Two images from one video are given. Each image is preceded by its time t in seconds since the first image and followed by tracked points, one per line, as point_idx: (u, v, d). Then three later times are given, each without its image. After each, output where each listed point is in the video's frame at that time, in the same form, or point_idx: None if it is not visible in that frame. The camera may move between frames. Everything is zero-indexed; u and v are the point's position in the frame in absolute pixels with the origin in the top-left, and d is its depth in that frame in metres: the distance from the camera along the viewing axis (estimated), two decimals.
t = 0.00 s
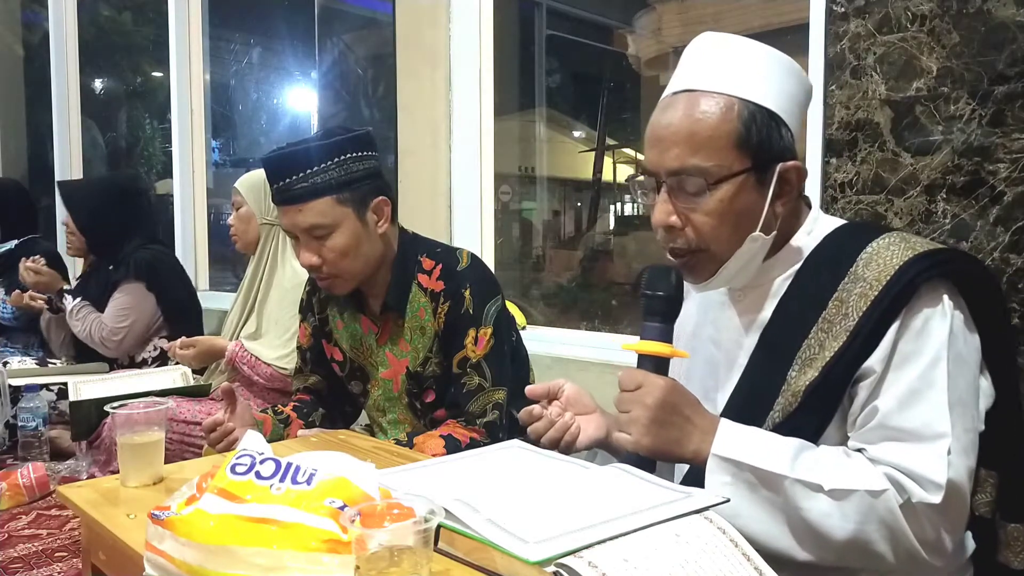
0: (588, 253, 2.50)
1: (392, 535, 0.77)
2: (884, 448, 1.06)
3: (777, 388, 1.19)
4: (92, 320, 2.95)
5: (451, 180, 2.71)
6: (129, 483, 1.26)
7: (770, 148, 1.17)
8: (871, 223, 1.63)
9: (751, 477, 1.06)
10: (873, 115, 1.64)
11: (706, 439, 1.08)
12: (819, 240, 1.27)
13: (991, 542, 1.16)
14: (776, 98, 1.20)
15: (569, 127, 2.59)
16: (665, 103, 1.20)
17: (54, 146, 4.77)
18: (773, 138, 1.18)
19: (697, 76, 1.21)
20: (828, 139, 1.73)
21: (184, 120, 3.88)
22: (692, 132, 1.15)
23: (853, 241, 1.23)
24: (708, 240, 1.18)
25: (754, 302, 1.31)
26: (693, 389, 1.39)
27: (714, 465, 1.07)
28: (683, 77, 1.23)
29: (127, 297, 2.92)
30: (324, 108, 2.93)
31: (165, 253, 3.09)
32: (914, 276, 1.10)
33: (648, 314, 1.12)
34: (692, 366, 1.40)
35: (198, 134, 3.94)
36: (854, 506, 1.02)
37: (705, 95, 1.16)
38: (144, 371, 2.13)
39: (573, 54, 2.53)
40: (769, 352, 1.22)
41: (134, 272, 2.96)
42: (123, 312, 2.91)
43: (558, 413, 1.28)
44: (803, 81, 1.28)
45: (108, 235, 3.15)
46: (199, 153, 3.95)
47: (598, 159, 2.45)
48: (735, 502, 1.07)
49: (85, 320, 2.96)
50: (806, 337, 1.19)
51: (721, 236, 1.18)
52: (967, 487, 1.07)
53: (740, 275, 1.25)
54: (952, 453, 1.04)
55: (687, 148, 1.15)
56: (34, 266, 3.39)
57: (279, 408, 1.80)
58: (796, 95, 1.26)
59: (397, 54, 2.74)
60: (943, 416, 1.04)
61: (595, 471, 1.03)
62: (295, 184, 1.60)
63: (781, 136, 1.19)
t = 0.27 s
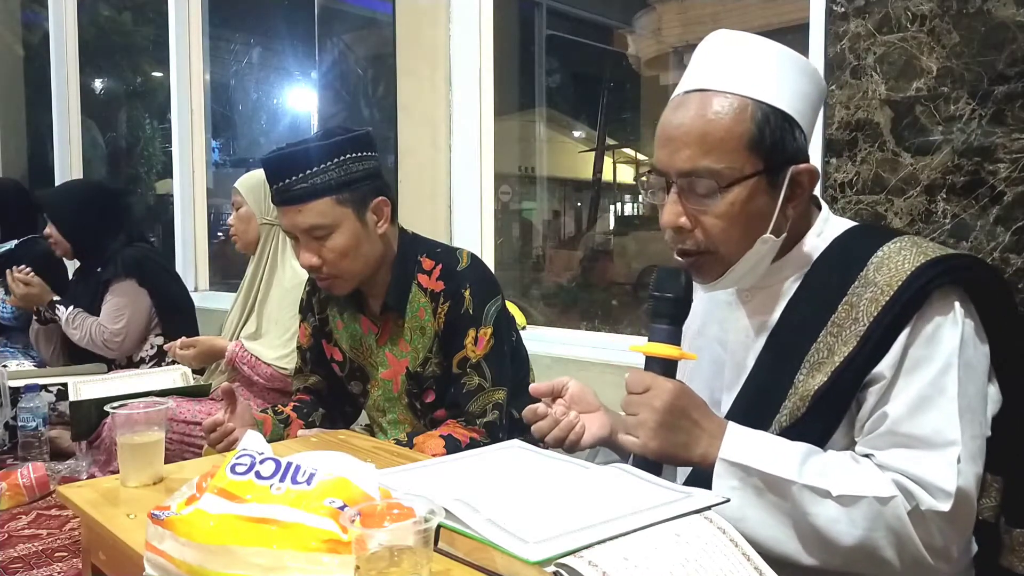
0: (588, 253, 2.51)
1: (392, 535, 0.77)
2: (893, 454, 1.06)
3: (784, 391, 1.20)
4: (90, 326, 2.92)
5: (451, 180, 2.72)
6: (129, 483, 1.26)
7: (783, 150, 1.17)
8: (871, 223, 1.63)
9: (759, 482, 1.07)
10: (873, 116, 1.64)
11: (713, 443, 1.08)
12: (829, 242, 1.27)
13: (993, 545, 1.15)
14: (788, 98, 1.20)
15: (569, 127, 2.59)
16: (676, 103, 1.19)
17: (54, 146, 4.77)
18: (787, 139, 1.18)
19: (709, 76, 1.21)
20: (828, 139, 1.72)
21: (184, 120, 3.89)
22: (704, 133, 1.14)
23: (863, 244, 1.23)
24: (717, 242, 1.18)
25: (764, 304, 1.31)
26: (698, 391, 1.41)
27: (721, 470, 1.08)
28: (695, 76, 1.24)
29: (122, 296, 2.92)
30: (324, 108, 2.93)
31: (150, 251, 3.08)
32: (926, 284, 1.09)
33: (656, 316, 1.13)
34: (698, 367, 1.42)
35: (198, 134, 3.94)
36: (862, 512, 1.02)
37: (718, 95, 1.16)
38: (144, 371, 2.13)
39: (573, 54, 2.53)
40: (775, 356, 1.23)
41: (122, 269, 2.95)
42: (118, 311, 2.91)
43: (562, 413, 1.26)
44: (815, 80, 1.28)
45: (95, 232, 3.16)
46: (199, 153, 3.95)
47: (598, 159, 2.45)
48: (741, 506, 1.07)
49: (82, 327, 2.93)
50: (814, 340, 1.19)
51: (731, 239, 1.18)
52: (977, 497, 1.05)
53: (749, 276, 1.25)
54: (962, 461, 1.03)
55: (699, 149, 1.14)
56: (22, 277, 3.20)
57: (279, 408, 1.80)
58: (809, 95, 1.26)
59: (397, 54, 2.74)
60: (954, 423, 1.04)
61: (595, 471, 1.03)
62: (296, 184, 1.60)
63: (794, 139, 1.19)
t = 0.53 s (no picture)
0: (588, 253, 2.51)
1: (392, 535, 0.77)
2: (897, 457, 1.06)
3: (788, 393, 1.20)
4: (89, 326, 2.92)
5: (451, 180, 2.72)
6: (129, 483, 1.26)
7: (788, 152, 1.17)
8: (871, 223, 1.63)
9: (763, 485, 1.07)
10: (873, 116, 1.64)
11: (717, 445, 1.08)
12: (833, 244, 1.27)
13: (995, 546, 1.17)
14: (792, 99, 1.20)
15: (569, 127, 2.59)
16: (682, 102, 1.19)
17: (54, 146, 4.78)
18: (793, 141, 1.18)
19: (713, 76, 1.21)
20: (828, 139, 1.72)
21: (185, 120, 3.89)
22: (710, 134, 1.14)
23: (867, 246, 1.23)
24: (721, 244, 1.18)
25: (769, 305, 1.30)
26: (701, 392, 1.41)
27: (725, 471, 1.08)
28: (699, 76, 1.23)
29: (119, 294, 2.92)
30: (324, 108, 2.93)
31: (145, 250, 3.08)
32: (931, 287, 1.09)
33: (659, 317, 1.13)
34: (700, 368, 1.42)
35: (198, 133, 3.94)
36: (865, 515, 1.02)
37: (723, 95, 1.16)
38: (145, 371, 2.13)
39: (573, 54, 2.53)
40: (779, 358, 1.23)
41: (118, 268, 2.95)
42: (117, 310, 2.91)
43: (564, 413, 1.27)
44: (820, 80, 1.28)
45: (89, 230, 3.19)
46: (200, 153, 3.95)
47: (598, 159, 2.45)
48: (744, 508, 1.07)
49: (82, 328, 2.93)
50: (818, 342, 1.19)
51: (736, 241, 1.18)
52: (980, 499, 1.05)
53: (752, 278, 1.25)
54: (966, 464, 1.04)
55: (705, 151, 1.14)
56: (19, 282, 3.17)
57: (279, 408, 1.80)
58: (813, 96, 1.26)
59: (397, 54, 2.74)
60: (959, 426, 1.04)
61: (595, 471, 1.03)
62: (296, 184, 1.60)
63: (799, 140, 1.19)
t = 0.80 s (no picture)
0: (588, 253, 2.50)
1: (392, 535, 0.77)
2: (896, 457, 1.06)
3: (788, 393, 1.20)
4: (89, 326, 2.92)
5: (451, 180, 2.72)
6: (129, 484, 1.26)
7: (786, 153, 1.17)
8: (871, 223, 1.63)
9: (763, 485, 1.07)
10: (873, 116, 1.64)
11: (716, 445, 1.08)
12: (832, 244, 1.27)
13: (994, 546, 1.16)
14: (790, 100, 1.20)
15: (569, 126, 2.59)
16: (680, 103, 1.19)
17: (54, 146, 4.77)
18: (790, 141, 1.18)
19: (711, 78, 1.21)
20: (828, 139, 1.72)
21: (185, 120, 3.89)
22: (708, 135, 1.14)
23: (866, 246, 1.23)
24: (720, 245, 1.18)
25: (768, 305, 1.30)
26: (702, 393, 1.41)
27: (724, 472, 1.08)
28: (697, 78, 1.23)
29: (118, 293, 2.93)
30: (324, 108, 2.93)
31: (144, 250, 3.08)
32: (930, 286, 1.09)
33: (658, 318, 1.12)
34: (700, 368, 1.42)
35: (198, 134, 3.94)
36: (865, 515, 1.03)
37: (721, 96, 1.16)
38: (145, 371, 2.13)
39: (574, 54, 2.53)
40: (779, 359, 1.23)
41: (117, 267, 2.96)
42: (117, 309, 2.91)
43: (564, 413, 1.27)
44: (819, 80, 1.28)
45: (89, 231, 3.19)
46: (200, 153, 3.95)
47: (598, 159, 2.45)
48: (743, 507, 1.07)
49: (83, 329, 2.93)
50: (817, 342, 1.19)
51: (734, 241, 1.18)
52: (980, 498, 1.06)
53: (752, 277, 1.25)
54: (965, 464, 1.04)
55: (703, 152, 1.14)
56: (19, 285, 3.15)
57: (279, 408, 1.80)
58: (811, 97, 1.26)
59: (397, 54, 2.74)
60: (958, 426, 1.04)
61: (596, 471, 1.03)
62: (296, 184, 1.60)
63: (797, 141, 1.19)
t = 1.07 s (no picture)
0: (588, 253, 2.50)
1: (392, 535, 0.77)
2: (889, 453, 1.06)
3: (782, 392, 1.20)
4: (93, 327, 2.92)
5: (451, 180, 2.72)
6: (130, 483, 1.26)
7: (772, 155, 1.17)
8: (871, 223, 1.63)
9: (756, 483, 1.06)
10: (873, 116, 1.64)
11: (709, 443, 1.08)
12: (826, 243, 1.27)
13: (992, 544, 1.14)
14: (779, 102, 1.20)
15: (569, 126, 2.59)
16: (669, 106, 1.20)
17: (54, 146, 4.77)
18: (776, 144, 1.17)
19: (700, 81, 1.21)
20: (828, 139, 1.72)
21: (184, 120, 3.89)
22: (694, 139, 1.14)
23: (860, 244, 1.23)
24: (708, 246, 1.19)
25: (760, 304, 1.31)
26: (697, 392, 1.40)
27: (717, 470, 1.08)
28: (687, 81, 1.24)
29: (122, 293, 2.92)
30: (324, 108, 2.93)
31: (145, 250, 3.07)
32: (922, 283, 1.09)
33: (652, 317, 1.13)
34: (696, 368, 1.42)
35: (198, 134, 3.94)
36: (858, 511, 1.02)
37: (709, 99, 1.16)
38: (145, 371, 2.13)
39: (574, 54, 2.53)
40: (774, 358, 1.23)
41: (120, 268, 2.95)
42: (120, 309, 2.91)
43: (562, 413, 1.28)
44: (812, 84, 1.27)
45: (89, 232, 3.18)
46: (199, 153, 3.95)
47: (598, 159, 2.45)
48: (737, 505, 1.07)
49: (87, 330, 2.93)
50: (811, 341, 1.19)
51: (722, 243, 1.18)
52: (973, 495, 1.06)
53: (743, 277, 1.25)
54: (957, 460, 1.04)
55: (689, 154, 1.14)
56: (21, 286, 3.15)
57: (279, 408, 1.80)
58: (803, 100, 1.25)
59: (397, 55, 2.74)
60: (950, 423, 1.04)
61: (596, 471, 1.03)
62: (296, 184, 1.60)
63: (785, 143, 1.19)
